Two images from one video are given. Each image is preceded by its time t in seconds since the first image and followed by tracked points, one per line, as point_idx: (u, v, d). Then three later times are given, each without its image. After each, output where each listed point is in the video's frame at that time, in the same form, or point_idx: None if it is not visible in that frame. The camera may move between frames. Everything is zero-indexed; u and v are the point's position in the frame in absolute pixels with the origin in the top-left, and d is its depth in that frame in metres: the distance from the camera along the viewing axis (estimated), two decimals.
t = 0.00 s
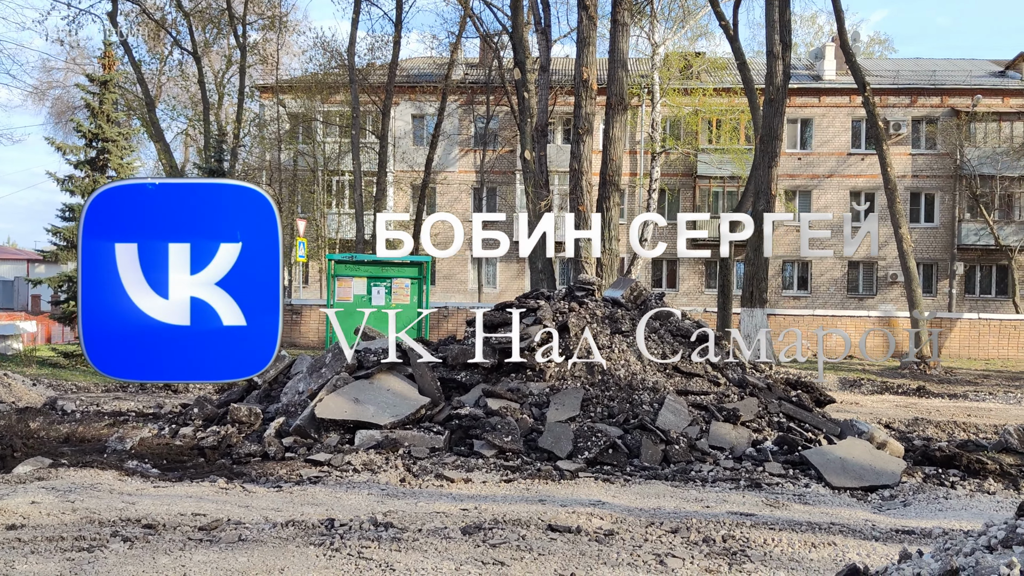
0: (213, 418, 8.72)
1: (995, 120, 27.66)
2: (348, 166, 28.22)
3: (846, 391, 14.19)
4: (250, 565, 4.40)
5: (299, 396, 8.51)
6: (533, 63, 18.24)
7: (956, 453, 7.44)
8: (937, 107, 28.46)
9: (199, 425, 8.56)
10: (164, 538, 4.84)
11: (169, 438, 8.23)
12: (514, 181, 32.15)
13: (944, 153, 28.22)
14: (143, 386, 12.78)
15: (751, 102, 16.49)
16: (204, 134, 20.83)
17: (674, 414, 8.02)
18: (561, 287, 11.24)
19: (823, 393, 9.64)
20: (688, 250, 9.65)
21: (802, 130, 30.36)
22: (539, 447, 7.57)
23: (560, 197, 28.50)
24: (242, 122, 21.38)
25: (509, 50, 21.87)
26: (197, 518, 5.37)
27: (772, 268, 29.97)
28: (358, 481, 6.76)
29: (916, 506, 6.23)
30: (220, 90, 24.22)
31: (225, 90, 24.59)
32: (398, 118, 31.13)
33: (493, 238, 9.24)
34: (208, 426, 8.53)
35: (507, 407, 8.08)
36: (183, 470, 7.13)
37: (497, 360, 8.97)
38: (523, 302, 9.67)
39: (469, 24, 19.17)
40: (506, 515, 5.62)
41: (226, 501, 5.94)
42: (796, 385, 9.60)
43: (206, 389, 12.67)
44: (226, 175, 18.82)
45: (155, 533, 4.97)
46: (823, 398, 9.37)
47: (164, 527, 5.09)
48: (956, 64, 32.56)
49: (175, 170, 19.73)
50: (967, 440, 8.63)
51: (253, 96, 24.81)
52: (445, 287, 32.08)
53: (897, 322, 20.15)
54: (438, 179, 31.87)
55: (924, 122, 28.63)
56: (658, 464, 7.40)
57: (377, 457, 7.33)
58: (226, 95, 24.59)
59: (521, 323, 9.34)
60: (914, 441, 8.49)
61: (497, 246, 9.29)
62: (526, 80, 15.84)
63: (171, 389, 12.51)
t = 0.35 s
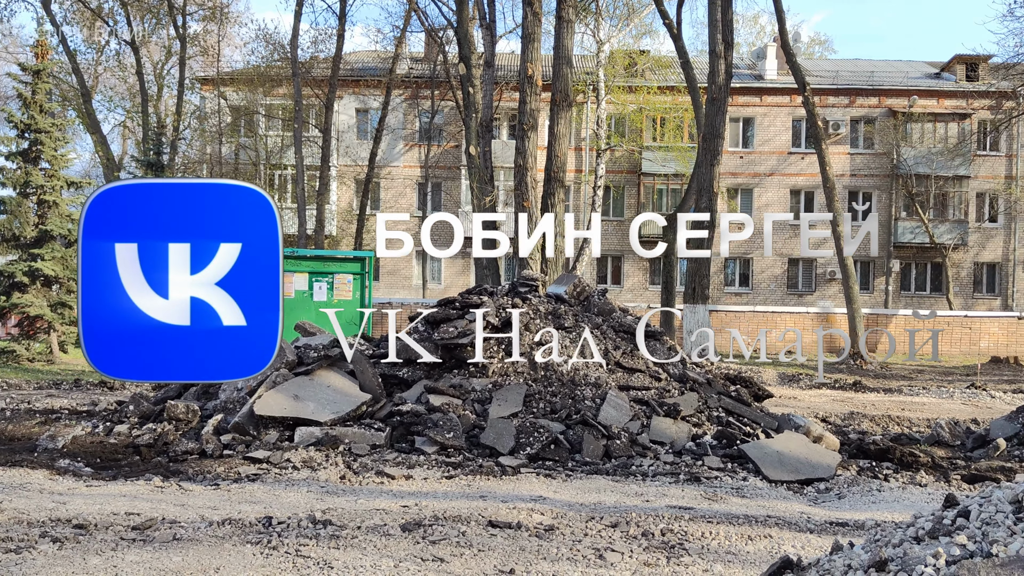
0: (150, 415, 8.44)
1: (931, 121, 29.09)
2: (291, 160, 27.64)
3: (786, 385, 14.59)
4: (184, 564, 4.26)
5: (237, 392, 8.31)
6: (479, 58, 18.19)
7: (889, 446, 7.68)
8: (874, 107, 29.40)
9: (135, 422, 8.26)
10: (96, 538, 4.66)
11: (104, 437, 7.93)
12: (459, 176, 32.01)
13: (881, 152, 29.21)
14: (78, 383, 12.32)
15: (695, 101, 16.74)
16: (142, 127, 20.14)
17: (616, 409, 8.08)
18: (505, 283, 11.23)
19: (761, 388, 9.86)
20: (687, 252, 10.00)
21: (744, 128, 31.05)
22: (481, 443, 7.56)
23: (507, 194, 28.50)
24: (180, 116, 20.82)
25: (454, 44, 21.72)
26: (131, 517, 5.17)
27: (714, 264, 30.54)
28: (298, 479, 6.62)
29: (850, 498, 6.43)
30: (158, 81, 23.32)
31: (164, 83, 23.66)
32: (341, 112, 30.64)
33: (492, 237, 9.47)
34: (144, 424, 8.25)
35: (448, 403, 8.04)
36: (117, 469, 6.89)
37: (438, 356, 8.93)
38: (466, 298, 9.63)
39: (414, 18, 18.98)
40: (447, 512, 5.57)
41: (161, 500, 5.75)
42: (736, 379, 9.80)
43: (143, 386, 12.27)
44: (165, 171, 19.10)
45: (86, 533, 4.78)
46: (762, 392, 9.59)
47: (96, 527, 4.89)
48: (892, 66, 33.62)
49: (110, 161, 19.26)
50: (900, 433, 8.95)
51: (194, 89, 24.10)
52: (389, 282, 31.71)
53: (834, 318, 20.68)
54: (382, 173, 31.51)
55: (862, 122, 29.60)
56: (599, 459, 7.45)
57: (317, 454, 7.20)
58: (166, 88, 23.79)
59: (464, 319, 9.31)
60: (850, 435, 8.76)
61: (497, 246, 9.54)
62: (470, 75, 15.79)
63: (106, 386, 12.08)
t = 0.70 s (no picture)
0: (81, 414, 8.11)
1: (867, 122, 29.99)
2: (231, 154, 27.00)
3: (726, 381, 14.93)
4: (114, 568, 4.10)
5: (172, 390, 8.07)
6: (423, 53, 18.04)
7: (825, 440, 7.92)
8: (813, 107, 30.23)
9: (64, 422, 7.93)
10: (19, 542, 4.45)
11: (30, 438, 7.58)
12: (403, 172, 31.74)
13: (820, 151, 30.11)
14: (3, 383, 11.80)
15: (638, 99, 16.91)
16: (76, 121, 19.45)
17: (557, 406, 8.10)
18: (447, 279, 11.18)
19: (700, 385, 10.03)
20: (688, 250, 10.52)
21: (686, 126, 31.60)
22: (422, 441, 7.50)
23: (451, 191, 28.39)
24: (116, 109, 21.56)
25: (397, 39, 21.47)
26: (58, 519, 4.96)
27: (657, 262, 31.03)
28: (234, 478, 6.45)
29: (785, 492, 6.59)
30: (93, 73, 22.41)
31: (100, 75, 22.71)
32: (283, 106, 30.04)
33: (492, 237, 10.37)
34: (74, 423, 7.92)
35: (389, 400, 7.95)
36: (45, 470, 6.60)
37: (379, 354, 8.84)
38: (408, 295, 9.58)
39: (357, 11, 18.71)
40: (385, 510, 5.49)
41: (90, 501, 5.52)
42: (675, 375, 9.95)
43: (74, 384, 11.83)
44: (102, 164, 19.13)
45: (10, 536, 4.56)
46: (701, 388, 9.76)
47: (21, 530, 4.67)
48: (829, 67, 34.57)
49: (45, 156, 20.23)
50: (835, 428, 9.22)
51: (130, 80, 23.32)
52: (332, 279, 31.21)
53: (774, 315, 21.02)
54: (325, 168, 31.07)
55: (801, 122, 30.49)
56: (540, 456, 7.47)
57: (254, 453, 7.03)
58: (101, 79, 22.95)
59: (406, 316, 9.25)
60: (787, 429, 9.00)
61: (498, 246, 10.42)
62: (414, 71, 15.66)
63: (36, 384, 11.61)
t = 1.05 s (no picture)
0: (14, 416, 7.79)
1: (811, 122, 30.91)
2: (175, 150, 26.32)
3: (673, 378, 15.17)
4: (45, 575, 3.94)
5: (110, 390, 7.83)
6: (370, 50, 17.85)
7: (768, 436, 8.09)
8: (758, 108, 30.93)
9: None
10: None
11: None
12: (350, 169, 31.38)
13: (765, 151, 30.82)
14: None
15: (587, 98, 17.02)
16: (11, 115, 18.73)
17: (503, 404, 8.10)
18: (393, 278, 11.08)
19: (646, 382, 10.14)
20: (687, 252, 10.46)
21: (634, 125, 31.97)
22: (366, 440, 7.41)
23: (398, 188, 28.15)
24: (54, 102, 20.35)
25: (345, 34, 21.17)
26: None
27: (605, 261, 31.32)
28: (175, 479, 6.27)
29: (729, 488, 6.71)
30: (30, 65, 21.49)
31: (38, 68, 21.80)
32: (228, 101, 29.41)
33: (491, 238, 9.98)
34: (6, 426, 7.60)
35: (334, 400, 7.83)
36: None
37: (324, 352, 8.71)
38: (353, 294, 9.47)
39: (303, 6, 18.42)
40: (329, 511, 5.40)
41: (22, 505, 5.31)
42: (622, 373, 10.04)
43: (5, 386, 11.37)
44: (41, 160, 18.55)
45: None
46: (647, 385, 9.87)
47: None
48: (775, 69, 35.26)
49: None
50: (778, 424, 9.43)
51: (69, 74, 22.53)
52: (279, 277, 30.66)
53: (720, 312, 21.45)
54: (271, 165, 30.53)
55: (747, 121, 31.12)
56: (486, 455, 7.45)
57: (195, 454, 6.85)
58: (37, 72, 22.11)
59: (351, 315, 9.14)
60: (731, 425, 9.18)
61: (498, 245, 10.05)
62: (361, 67, 15.48)
63: None
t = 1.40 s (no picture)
0: None
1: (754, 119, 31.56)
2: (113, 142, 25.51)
3: (618, 372, 15.37)
4: None
5: (41, 389, 7.57)
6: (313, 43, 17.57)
7: (709, 429, 8.23)
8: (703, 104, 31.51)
9: None
10: None
11: None
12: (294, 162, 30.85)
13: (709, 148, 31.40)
14: None
15: (532, 92, 17.07)
16: None
17: (447, 400, 8.05)
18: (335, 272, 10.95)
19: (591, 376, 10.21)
20: (687, 250, 10.53)
21: (581, 121, 32.24)
22: (307, 437, 7.29)
23: (343, 181, 27.83)
24: None
25: (289, 26, 20.76)
26: None
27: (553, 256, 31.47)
28: (108, 478, 6.06)
29: (670, 481, 6.81)
30: None
31: None
32: (168, 93, 28.64)
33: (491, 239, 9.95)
34: None
35: (274, 396, 7.69)
36: None
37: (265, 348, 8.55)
38: (294, 289, 9.32)
39: None
40: (267, 508, 5.29)
41: None
42: (566, 367, 10.09)
43: None
44: None
45: None
46: (590, 379, 9.94)
47: None
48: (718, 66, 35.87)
49: None
50: (719, 417, 9.62)
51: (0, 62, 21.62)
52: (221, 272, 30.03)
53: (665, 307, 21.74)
54: (212, 158, 29.85)
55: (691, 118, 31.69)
56: (429, 451, 7.41)
57: (130, 452, 6.64)
58: None
59: (292, 310, 9.00)
60: (673, 419, 9.33)
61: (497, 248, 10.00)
62: (304, 60, 15.23)
63: None
